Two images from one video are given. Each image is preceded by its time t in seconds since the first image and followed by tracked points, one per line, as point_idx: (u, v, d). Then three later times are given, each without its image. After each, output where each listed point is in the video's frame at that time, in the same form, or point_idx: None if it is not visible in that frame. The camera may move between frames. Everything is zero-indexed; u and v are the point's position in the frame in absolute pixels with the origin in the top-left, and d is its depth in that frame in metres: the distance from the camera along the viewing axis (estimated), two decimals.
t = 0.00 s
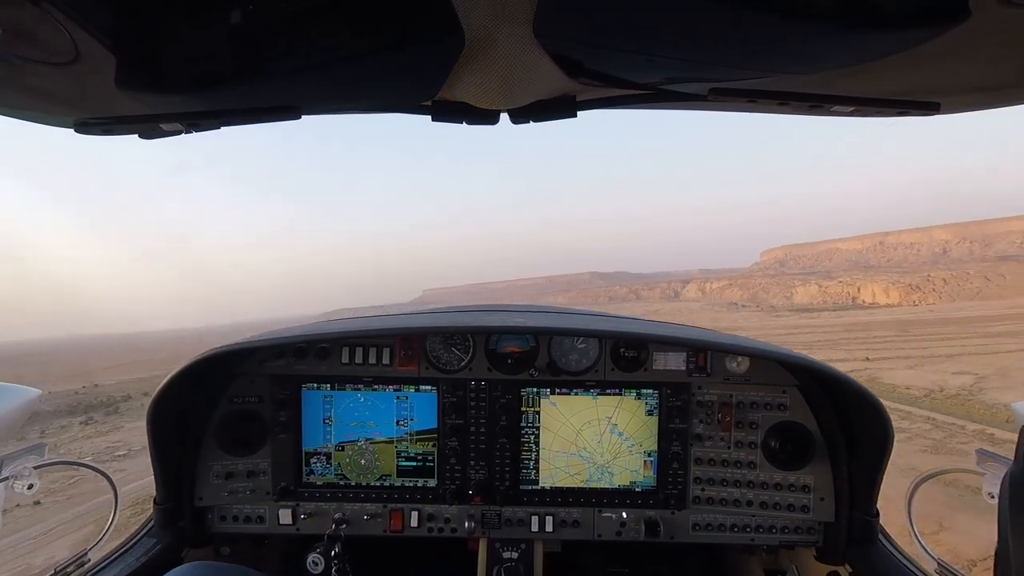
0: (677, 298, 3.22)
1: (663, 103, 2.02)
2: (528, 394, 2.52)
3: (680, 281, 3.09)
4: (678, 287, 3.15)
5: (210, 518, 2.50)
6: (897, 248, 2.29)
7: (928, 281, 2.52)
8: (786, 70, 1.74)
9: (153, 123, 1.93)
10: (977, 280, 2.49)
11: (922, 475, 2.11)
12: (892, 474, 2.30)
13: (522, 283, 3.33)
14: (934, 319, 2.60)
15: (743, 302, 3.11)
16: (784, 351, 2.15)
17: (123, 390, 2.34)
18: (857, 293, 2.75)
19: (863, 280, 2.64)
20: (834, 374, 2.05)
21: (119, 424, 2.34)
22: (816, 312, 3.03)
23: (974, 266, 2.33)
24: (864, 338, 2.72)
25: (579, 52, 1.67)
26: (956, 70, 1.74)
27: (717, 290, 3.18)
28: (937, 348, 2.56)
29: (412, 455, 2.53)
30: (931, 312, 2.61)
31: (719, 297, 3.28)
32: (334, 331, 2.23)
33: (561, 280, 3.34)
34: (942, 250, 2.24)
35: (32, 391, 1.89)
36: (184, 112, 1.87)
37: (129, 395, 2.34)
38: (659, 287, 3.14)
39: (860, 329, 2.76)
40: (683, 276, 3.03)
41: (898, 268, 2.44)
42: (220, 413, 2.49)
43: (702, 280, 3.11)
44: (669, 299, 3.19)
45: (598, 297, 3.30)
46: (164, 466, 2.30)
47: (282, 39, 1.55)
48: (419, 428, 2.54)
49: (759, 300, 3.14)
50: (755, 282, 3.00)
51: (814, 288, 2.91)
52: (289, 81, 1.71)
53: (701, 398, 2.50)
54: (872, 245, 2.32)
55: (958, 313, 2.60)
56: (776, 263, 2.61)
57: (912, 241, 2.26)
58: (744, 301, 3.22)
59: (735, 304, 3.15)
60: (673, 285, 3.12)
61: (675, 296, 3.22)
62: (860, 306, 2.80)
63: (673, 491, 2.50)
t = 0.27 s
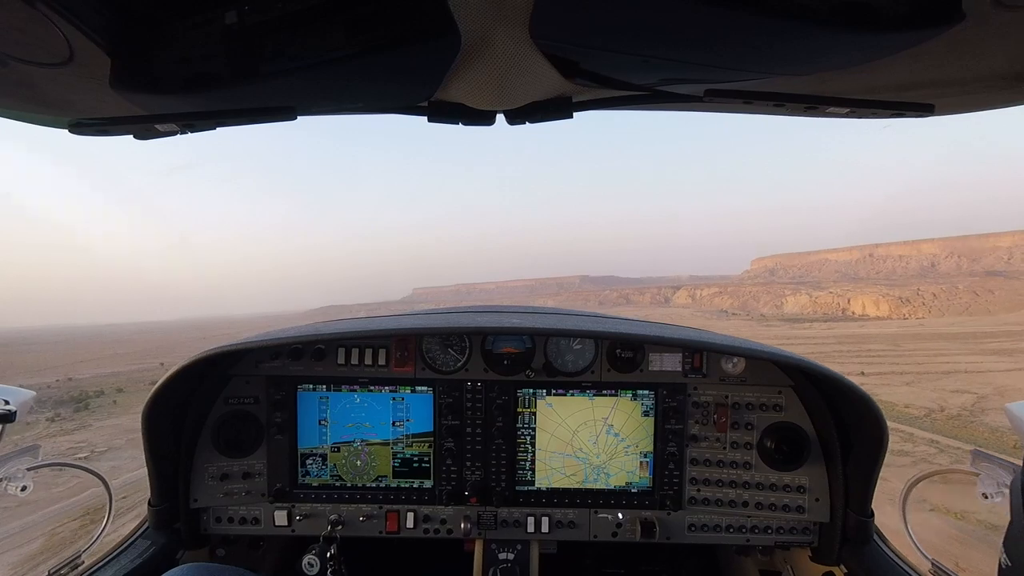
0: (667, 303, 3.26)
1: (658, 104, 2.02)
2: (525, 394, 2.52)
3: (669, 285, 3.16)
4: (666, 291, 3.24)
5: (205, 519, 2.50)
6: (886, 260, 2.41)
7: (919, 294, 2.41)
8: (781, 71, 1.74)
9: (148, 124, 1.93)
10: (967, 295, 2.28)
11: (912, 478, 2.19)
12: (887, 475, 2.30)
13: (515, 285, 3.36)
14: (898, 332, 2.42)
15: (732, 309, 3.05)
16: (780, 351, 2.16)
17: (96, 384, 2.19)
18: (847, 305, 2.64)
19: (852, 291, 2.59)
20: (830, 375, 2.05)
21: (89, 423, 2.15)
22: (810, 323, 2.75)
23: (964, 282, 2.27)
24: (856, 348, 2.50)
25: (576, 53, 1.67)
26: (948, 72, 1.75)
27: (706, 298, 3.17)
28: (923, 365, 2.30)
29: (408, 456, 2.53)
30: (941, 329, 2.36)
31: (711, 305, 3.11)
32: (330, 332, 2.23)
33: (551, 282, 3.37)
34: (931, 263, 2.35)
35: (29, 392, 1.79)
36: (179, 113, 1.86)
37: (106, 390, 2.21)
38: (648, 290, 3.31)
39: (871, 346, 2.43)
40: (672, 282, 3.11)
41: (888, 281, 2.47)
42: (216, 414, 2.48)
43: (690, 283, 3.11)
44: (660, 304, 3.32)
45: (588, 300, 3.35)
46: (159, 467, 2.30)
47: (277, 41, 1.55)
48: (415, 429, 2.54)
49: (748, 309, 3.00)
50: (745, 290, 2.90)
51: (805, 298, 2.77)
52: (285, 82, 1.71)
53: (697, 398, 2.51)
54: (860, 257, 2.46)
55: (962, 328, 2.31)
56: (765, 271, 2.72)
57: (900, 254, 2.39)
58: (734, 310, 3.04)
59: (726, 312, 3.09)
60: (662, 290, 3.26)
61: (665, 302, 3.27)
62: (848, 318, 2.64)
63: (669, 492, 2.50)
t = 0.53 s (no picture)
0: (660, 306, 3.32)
1: (654, 104, 2.02)
2: (520, 394, 2.52)
3: (661, 288, 3.30)
4: (660, 293, 3.39)
5: (200, 520, 2.49)
6: (876, 269, 2.39)
7: (911, 304, 2.47)
8: (776, 72, 1.74)
9: (142, 124, 1.92)
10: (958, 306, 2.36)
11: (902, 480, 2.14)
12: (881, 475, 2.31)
13: (510, 285, 3.37)
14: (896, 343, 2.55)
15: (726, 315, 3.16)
16: (775, 351, 2.16)
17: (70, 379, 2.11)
18: (839, 312, 2.72)
19: (842, 299, 2.66)
20: (824, 375, 2.06)
21: (58, 421, 2.04)
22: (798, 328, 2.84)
23: (954, 291, 2.28)
24: (848, 357, 2.54)
25: (571, 54, 1.67)
26: (941, 73, 1.76)
27: (702, 301, 3.29)
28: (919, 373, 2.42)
29: (403, 456, 2.53)
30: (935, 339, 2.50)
31: (701, 310, 3.28)
32: (326, 332, 2.23)
33: (544, 284, 3.39)
34: (921, 273, 2.25)
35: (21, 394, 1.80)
36: (174, 113, 1.86)
37: (81, 385, 2.14)
38: (641, 292, 3.41)
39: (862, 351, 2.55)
40: (665, 284, 3.14)
41: (878, 290, 2.43)
42: (210, 414, 2.47)
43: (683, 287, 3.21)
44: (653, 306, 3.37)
45: (581, 301, 3.38)
46: (152, 468, 2.29)
47: (272, 40, 1.54)
48: (411, 430, 2.53)
49: (743, 313, 3.12)
50: (738, 294, 3.03)
51: (797, 305, 2.85)
52: (279, 82, 1.71)
53: (693, 398, 2.51)
54: (851, 265, 2.47)
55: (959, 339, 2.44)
56: (757, 276, 2.80)
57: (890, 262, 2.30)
58: (725, 314, 3.18)
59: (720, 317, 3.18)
60: (655, 292, 3.40)
61: (658, 304, 3.37)
62: (839, 325, 2.72)
63: (664, 492, 2.50)
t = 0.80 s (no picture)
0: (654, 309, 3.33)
1: (648, 104, 2.02)
2: (516, 394, 2.52)
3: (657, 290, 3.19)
4: (652, 296, 3.42)
5: (193, 520, 2.48)
6: (869, 274, 2.53)
7: (905, 311, 2.62)
8: (769, 72, 1.74)
9: (135, 124, 1.92)
10: (952, 314, 2.49)
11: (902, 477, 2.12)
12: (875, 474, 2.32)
13: (504, 286, 3.38)
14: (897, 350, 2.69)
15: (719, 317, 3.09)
16: (769, 351, 2.17)
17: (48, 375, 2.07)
18: (833, 319, 2.88)
19: (837, 304, 2.84)
20: (818, 375, 2.07)
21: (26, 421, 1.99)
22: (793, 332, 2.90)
23: (947, 300, 2.44)
24: (846, 360, 2.60)
25: (565, 54, 1.67)
26: (934, 74, 1.76)
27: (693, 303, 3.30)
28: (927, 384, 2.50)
29: (398, 456, 2.52)
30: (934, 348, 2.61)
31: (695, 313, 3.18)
32: (321, 332, 2.22)
33: (538, 285, 3.39)
34: (915, 278, 2.46)
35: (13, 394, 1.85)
36: (166, 112, 1.85)
37: (58, 382, 2.09)
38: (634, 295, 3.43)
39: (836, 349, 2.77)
40: (659, 287, 3.15)
41: (873, 296, 2.60)
42: (204, 415, 2.46)
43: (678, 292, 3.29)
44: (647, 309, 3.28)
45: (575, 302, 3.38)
46: (145, 468, 2.28)
47: (268, 40, 1.54)
48: (405, 430, 2.53)
49: (735, 318, 3.03)
50: (731, 299, 3.05)
51: (791, 309, 2.93)
52: (273, 82, 1.70)
53: (687, 398, 2.51)
54: (844, 271, 2.62)
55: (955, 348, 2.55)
56: (750, 280, 2.88)
57: (884, 268, 2.47)
58: (719, 318, 3.08)
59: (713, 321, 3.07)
60: (649, 295, 3.44)
61: (651, 306, 3.38)
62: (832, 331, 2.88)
63: (659, 492, 2.51)
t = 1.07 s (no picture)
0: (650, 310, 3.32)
1: (642, 104, 2.02)
2: (510, 394, 2.52)
3: (652, 293, 3.22)
4: (648, 297, 3.30)
5: (186, 520, 2.48)
6: (865, 278, 2.49)
7: (903, 316, 2.58)
8: (762, 72, 1.75)
9: (127, 122, 1.91)
10: (951, 319, 2.49)
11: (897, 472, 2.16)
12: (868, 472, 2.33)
13: (500, 286, 3.38)
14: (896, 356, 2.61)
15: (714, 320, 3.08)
16: (762, 351, 2.18)
17: (25, 377, 2.03)
18: (830, 322, 2.82)
19: (835, 308, 2.77)
20: (810, 374, 2.07)
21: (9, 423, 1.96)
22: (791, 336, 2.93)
23: (945, 304, 2.42)
24: (845, 368, 2.50)
25: (559, 54, 1.67)
26: (926, 74, 1.77)
27: (689, 307, 3.24)
28: (929, 390, 2.44)
29: (392, 456, 2.52)
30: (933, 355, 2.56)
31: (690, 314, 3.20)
32: (315, 332, 2.22)
33: (534, 285, 3.39)
34: (910, 283, 2.38)
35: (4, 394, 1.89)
36: (159, 111, 1.84)
37: (37, 383, 2.06)
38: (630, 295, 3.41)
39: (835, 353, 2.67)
40: (654, 288, 3.16)
41: (869, 299, 2.54)
42: (197, 415, 2.46)
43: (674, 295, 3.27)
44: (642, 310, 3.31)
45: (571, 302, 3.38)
46: (138, 468, 2.28)
47: (262, 39, 1.54)
48: (400, 429, 2.53)
49: (731, 321, 3.09)
50: (727, 301, 3.03)
51: (788, 313, 2.94)
52: (267, 81, 1.70)
53: (681, 398, 2.52)
54: (840, 273, 2.58)
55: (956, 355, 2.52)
56: (746, 283, 2.84)
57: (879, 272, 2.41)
58: (715, 321, 3.09)
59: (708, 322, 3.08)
60: (645, 297, 3.33)
61: (647, 308, 3.28)
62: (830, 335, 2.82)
63: (653, 491, 2.51)
